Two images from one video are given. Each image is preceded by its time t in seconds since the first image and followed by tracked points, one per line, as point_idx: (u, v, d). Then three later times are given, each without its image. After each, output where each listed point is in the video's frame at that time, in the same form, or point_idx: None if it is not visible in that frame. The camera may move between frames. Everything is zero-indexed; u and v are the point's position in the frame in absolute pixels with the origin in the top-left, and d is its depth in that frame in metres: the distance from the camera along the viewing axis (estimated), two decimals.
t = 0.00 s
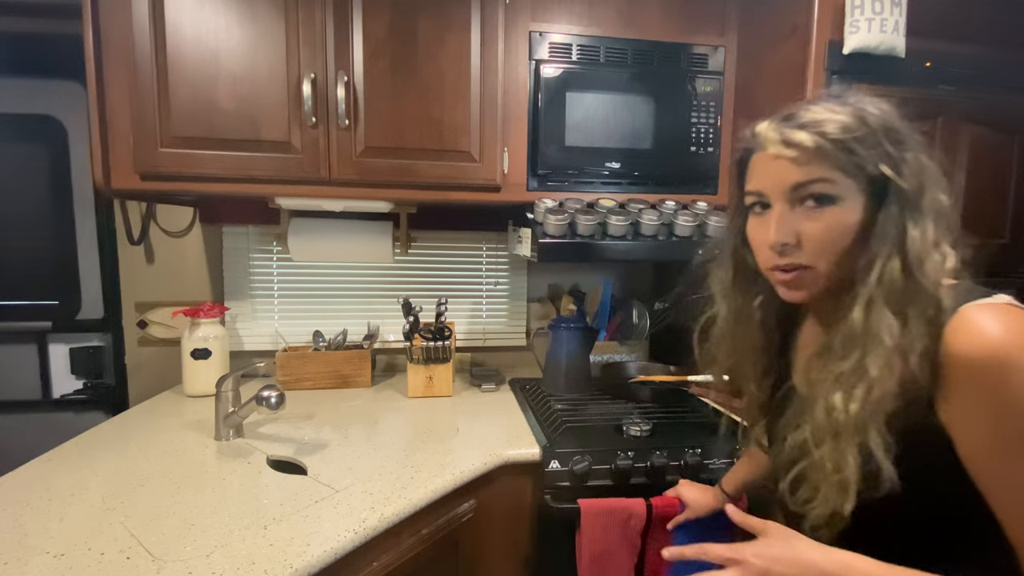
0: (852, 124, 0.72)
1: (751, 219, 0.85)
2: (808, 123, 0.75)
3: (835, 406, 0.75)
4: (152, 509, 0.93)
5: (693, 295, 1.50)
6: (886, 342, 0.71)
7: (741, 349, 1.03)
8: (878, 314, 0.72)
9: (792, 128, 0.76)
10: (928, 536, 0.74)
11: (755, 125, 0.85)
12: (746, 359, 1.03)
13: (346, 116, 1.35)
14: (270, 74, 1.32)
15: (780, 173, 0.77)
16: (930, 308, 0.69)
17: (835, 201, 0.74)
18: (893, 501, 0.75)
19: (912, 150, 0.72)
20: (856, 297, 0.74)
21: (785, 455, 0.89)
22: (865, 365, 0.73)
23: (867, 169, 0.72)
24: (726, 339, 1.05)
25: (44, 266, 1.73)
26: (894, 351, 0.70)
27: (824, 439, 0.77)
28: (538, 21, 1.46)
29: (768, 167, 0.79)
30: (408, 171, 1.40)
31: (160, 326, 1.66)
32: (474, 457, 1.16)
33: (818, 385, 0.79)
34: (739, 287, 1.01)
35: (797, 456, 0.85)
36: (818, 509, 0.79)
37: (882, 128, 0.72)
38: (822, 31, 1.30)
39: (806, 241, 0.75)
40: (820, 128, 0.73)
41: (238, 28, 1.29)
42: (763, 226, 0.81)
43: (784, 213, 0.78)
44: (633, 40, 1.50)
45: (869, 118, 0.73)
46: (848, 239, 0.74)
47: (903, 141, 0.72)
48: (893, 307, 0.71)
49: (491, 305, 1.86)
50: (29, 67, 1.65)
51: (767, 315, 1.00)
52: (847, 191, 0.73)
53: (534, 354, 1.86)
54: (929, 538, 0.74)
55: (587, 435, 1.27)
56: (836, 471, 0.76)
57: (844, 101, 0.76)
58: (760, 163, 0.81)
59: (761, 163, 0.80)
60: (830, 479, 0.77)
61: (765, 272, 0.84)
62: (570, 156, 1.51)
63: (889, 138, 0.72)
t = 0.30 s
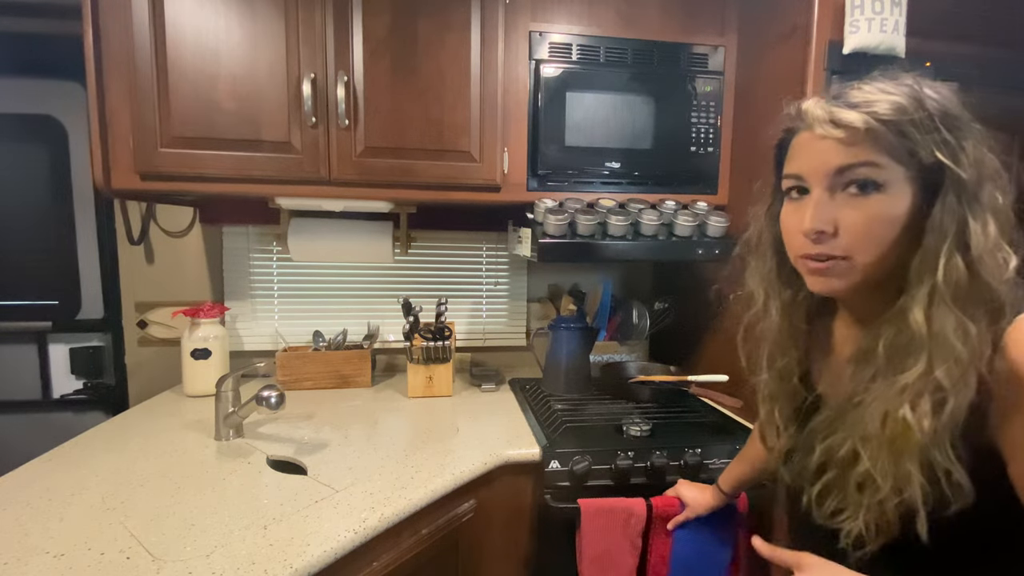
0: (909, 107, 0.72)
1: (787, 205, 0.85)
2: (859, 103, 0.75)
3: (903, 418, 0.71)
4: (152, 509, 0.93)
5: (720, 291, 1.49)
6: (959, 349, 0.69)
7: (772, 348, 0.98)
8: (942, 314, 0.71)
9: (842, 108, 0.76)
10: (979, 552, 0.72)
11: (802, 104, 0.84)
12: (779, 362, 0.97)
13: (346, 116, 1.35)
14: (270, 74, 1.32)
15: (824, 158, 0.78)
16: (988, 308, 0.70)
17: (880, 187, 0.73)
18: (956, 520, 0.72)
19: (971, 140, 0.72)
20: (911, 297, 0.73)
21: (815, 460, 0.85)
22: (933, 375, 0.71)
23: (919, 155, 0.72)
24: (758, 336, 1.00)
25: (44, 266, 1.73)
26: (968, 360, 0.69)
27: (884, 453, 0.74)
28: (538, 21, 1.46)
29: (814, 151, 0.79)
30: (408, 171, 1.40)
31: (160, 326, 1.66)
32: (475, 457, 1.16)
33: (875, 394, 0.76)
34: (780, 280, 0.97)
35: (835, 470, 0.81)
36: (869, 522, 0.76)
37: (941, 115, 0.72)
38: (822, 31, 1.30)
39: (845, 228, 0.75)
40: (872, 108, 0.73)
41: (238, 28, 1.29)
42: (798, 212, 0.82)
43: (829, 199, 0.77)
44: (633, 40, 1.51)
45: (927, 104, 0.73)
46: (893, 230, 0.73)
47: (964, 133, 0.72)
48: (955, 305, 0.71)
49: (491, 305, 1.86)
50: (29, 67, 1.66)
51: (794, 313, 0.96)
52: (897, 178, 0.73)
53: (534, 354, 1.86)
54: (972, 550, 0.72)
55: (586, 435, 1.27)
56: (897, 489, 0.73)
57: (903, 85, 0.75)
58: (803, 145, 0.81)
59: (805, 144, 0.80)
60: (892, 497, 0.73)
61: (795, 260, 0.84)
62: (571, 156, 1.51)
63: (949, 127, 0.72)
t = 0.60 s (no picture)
0: (919, 97, 0.73)
1: (795, 198, 0.86)
2: (868, 96, 0.76)
3: (913, 407, 0.71)
4: (152, 509, 0.93)
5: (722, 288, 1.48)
6: (968, 337, 0.69)
7: (776, 342, 0.99)
8: (953, 304, 0.71)
9: (851, 102, 0.77)
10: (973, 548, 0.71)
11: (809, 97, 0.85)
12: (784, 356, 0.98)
13: (346, 116, 1.35)
14: (270, 74, 1.32)
15: (832, 150, 0.78)
16: (998, 299, 0.70)
17: (890, 178, 0.74)
18: (963, 517, 0.70)
19: (979, 132, 0.73)
20: (920, 288, 0.73)
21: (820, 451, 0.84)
22: (942, 364, 0.70)
23: (929, 146, 0.73)
24: (766, 332, 1.01)
25: (43, 266, 1.73)
26: (977, 349, 0.68)
27: (889, 442, 0.73)
28: (538, 21, 1.46)
29: (823, 143, 0.79)
30: (408, 171, 1.40)
31: (160, 326, 1.66)
32: (475, 456, 1.16)
33: (883, 383, 0.76)
34: (789, 277, 0.99)
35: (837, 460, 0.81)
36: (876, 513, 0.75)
37: (949, 106, 0.73)
38: (822, 31, 1.29)
39: (855, 220, 0.75)
40: (881, 100, 0.73)
41: (238, 28, 1.29)
42: (808, 205, 0.82)
43: (840, 192, 0.77)
44: (633, 40, 1.51)
45: (935, 95, 0.74)
46: (902, 222, 0.74)
47: (973, 124, 0.73)
48: (966, 296, 0.71)
49: (491, 305, 1.86)
50: (28, 68, 1.66)
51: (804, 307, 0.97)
52: (906, 170, 0.73)
53: (534, 354, 1.86)
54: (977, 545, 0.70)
55: (586, 435, 1.27)
56: (903, 478, 0.72)
57: (910, 78, 0.76)
58: (812, 138, 0.81)
59: (813, 137, 0.81)
60: (899, 487, 0.72)
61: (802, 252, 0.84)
62: (571, 156, 1.51)
63: (958, 118, 0.73)
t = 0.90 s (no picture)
0: (870, 115, 0.73)
1: (765, 211, 0.84)
2: (826, 115, 0.75)
3: (881, 405, 0.71)
4: (152, 509, 0.93)
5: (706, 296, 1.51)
6: (933, 336, 0.68)
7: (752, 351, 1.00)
8: (917, 303, 0.70)
9: (810, 118, 0.76)
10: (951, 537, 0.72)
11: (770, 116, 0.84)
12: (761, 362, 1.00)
13: (346, 116, 1.35)
14: (270, 74, 1.32)
15: (796, 162, 0.77)
16: (961, 296, 0.69)
17: (855, 189, 0.73)
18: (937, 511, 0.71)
19: (930, 140, 0.72)
20: (886, 290, 0.72)
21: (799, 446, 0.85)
22: (909, 362, 0.70)
23: (887, 159, 0.72)
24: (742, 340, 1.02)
25: (43, 266, 1.73)
26: (943, 347, 0.67)
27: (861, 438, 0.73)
28: (538, 21, 1.46)
29: (785, 156, 0.78)
30: (408, 171, 1.40)
31: (160, 326, 1.66)
32: (475, 457, 1.16)
33: (852, 382, 0.75)
34: (763, 286, 0.98)
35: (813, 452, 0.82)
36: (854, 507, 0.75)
37: (900, 119, 0.73)
38: (822, 31, 1.30)
39: (827, 229, 0.74)
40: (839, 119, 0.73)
41: (238, 28, 1.29)
42: (779, 217, 0.81)
43: (807, 202, 0.77)
44: (633, 40, 1.50)
45: (886, 110, 0.73)
46: (870, 229, 0.73)
47: (923, 134, 0.72)
48: (929, 297, 0.70)
49: (491, 305, 1.86)
50: (29, 68, 1.66)
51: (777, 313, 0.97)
52: (869, 180, 0.73)
53: (534, 354, 1.86)
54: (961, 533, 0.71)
55: (587, 435, 1.27)
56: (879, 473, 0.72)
57: (862, 95, 0.76)
58: (776, 153, 0.80)
59: (776, 153, 0.80)
60: (874, 482, 0.72)
61: (776, 261, 0.83)
62: (570, 156, 1.51)
63: (909, 131, 0.72)
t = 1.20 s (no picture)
0: (818, 131, 0.76)
1: (733, 226, 0.86)
2: (778, 135, 0.78)
3: (839, 393, 0.75)
4: (152, 509, 0.93)
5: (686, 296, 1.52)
6: (881, 329, 0.71)
7: (728, 346, 1.07)
8: (869, 298, 0.73)
9: (765, 138, 0.79)
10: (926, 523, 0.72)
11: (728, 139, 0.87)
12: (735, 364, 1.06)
13: (346, 116, 1.35)
14: (271, 74, 1.32)
15: (757, 179, 0.79)
16: (910, 289, 0.72)
17: (813, 200, 0.76)
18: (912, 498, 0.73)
19: (873, 150, 0.76)
20: (842, 288, 0.76)
21: (773, 435, 0.90)
22: (861, 353, 0.73)
23: (838, 170, 0.75)
24: (717, 336, 1.08)
25: (43, 266, 1.73)
26: (889, 337, 0.70)
27: (824, 423, 0.77)
28: (538, 21, 1.46)
29: (744, 175, 0.81)
30: (408, 171, 1.40)
31: (160, 326, 1.66)
32: (475, 457, 1.16)
33: (814, 374, 0.79)
34: (728, 297, 1.05)
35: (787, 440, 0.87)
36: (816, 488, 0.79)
37: (844, 133, 0.76)
38: (822, 30, 1.30)
39: (795, 241, 0.77)
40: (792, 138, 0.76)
41: (238, 28, 1.29)
42: (746, 232, 0.83)
43: (772, 215, 0.79)
44: (633, 40, 1.50)
45: (832, 126, 0.77)
46: (831, 236, 0.76)
47: (865, 145, 0.76)
48: (880, 292, 0.73)
49: (491, 305, 1.86)
50: (29, 67, 1.65)
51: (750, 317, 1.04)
52: (824, 191, 0.76)
53: (534, 354, 1.86)
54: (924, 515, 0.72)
55: (587, 435, 1.27)
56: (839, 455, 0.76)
57: (808, 113, 0.79)
58: (734, 174, 0.83)
59: (735, 174, 0.83)
60: (833, 464, 0.76)
61: (749, 271, 0.85)
62: (570, 156, 1.51)
63: (853, 143, 0.76)
